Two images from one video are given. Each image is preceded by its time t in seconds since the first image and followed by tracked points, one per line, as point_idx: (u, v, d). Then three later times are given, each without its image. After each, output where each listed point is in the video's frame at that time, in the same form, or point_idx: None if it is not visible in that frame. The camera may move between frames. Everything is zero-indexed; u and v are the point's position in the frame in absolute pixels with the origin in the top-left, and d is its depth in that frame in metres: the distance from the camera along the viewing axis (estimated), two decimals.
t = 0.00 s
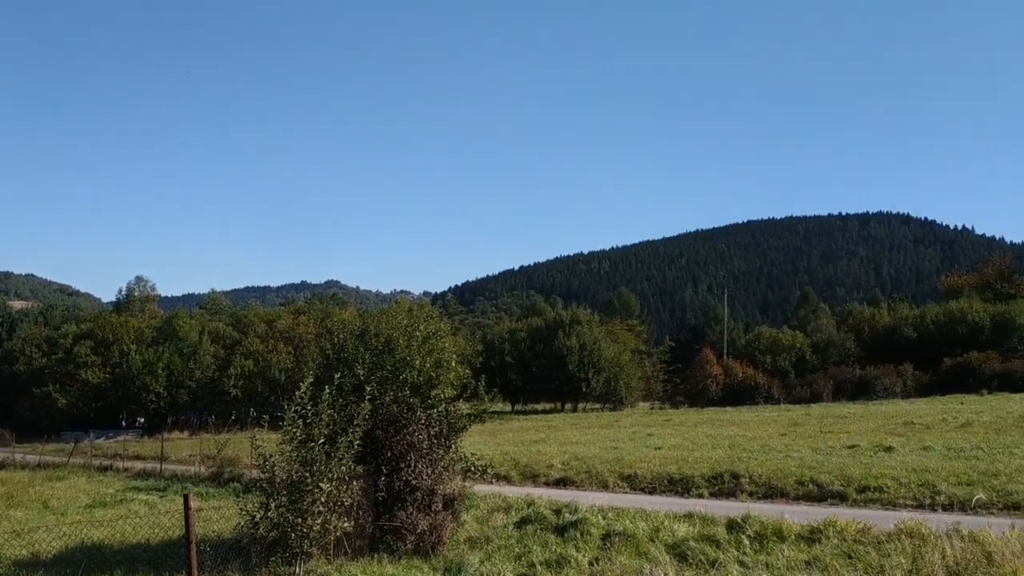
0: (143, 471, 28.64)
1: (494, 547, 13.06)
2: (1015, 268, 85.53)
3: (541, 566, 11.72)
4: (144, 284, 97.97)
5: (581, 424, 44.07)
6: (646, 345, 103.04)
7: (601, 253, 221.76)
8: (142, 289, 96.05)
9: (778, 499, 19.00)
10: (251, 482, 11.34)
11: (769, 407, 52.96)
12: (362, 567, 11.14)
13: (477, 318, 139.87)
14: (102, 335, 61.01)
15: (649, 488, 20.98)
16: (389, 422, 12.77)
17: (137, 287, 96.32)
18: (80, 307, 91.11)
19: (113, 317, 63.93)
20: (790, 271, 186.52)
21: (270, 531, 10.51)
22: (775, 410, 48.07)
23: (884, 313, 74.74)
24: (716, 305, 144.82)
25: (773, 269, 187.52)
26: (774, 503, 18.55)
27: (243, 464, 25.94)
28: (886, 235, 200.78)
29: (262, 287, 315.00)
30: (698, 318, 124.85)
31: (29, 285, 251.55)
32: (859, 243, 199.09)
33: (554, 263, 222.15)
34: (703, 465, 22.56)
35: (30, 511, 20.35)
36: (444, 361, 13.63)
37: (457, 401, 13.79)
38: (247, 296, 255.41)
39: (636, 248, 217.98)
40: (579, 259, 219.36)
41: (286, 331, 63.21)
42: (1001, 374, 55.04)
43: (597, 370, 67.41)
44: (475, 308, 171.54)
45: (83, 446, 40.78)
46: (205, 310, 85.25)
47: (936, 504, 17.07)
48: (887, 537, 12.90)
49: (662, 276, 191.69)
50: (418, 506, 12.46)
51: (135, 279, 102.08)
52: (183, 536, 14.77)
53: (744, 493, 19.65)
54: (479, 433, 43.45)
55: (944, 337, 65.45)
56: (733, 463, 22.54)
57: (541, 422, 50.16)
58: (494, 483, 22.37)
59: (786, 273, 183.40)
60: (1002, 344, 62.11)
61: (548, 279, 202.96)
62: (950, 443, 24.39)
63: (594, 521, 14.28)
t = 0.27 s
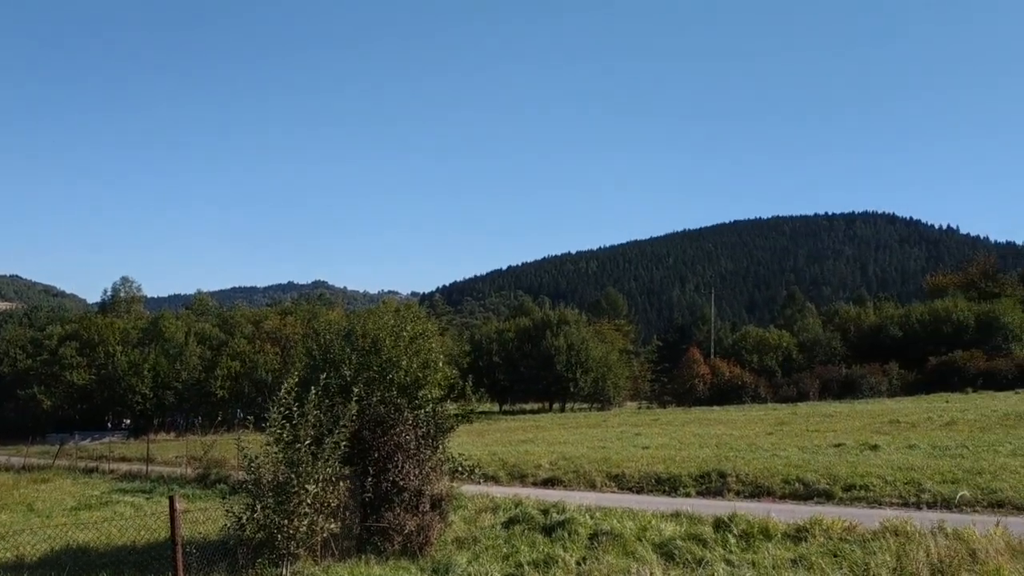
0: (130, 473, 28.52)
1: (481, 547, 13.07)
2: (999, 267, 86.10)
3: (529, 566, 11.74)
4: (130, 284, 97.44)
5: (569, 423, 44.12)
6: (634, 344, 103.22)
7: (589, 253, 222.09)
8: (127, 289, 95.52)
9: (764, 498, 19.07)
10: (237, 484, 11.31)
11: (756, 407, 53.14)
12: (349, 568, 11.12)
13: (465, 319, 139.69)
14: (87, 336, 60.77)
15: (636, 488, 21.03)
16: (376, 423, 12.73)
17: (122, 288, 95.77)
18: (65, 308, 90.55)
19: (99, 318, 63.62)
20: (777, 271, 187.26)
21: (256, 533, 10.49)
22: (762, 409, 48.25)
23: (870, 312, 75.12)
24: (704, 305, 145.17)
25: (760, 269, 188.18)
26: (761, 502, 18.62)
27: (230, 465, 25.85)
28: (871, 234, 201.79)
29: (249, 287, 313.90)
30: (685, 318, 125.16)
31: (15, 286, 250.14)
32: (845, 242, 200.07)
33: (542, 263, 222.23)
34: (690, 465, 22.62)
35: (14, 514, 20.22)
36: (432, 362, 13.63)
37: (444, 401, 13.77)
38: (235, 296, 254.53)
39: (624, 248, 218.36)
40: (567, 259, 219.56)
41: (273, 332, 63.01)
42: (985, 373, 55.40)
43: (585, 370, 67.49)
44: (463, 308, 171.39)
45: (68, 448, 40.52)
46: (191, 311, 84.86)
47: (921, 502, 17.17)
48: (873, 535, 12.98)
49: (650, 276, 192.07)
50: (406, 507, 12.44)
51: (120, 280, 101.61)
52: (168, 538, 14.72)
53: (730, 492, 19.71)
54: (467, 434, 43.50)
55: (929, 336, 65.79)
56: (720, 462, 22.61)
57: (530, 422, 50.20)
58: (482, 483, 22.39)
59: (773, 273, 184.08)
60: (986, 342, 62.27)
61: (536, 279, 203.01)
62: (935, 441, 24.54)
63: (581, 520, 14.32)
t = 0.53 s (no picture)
0: (117, 475, 28.39)
1: (470, 547, 13.07)
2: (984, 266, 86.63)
3: (518, 566, 11.74)
4: (117, 286, 96.90)
5: (558, 423, 44.16)
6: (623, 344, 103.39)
7: (578, 253, 222.34)
8: (114, 291, 95.07)
9: (752, 497, 19.14)
10: (224, 485, 11.29)
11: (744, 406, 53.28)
12: (337, 569, 11.10)
13: (454, 319, 139.55)
14: (74, 338, 60.62)
15: (625, 487, 21.07)
16: (364, 424, 12.73)
17: (109, 289, 95.31)
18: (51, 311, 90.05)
19: (86, 320, 63.42)
20: (765, 270, 187.89)
21: (244, 534, 10.47)
22: (750, 407, 48.42)
23: (857, 311, 75.46)
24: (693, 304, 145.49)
25: (749, 268, 188.78)
26: (749, 500, 18.68)
27: (218, 467, 25.78)
28: (859, 233, 202.72)
29: (237, 288, 312.66)
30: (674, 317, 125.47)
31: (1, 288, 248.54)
32: (832, 241, 200.94)
33: (531, 263, 222.25)
34: (678, 463, 22.67)
35: None
36: (420, 362, 13.63)
37: (432, 402, 13.77)
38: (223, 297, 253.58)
39: (613, 248, 218.68)
40: (556, 259, 219.61)
41: (261, 333, 62.80)
42: (971, 371, 55.74)
43: (574, 370, 67.57)
44: (452, 308, 171.24)
45: (54, 452, 40.28)
46: (178, 312, 84.50)
47: (908, 500, 17.26)
48: (859, 533, 13.04)
49: (639, 276, 192.39)
50: (394, 507, 12.42)
51: (107, 281, 101.15)
52: (155, 541, 14.67)
53: (719, 490, 19.77)
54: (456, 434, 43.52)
55: (916, 334, 66.13)
56: (708, 461, 22.66)
57: (519, 422, 50.24)
58: (470, 483, 22.39)
59: (761, 273, 184.69)
60: (972, 340, 62.58)
61: (525, 279, 203.04)
62: (922, 439, 24.68)
63: (570, 520, 14.33)
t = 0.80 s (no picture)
0: (103, 478, 28.27)
1: (458, 548, 13.07)
2: (970, 264, 87.26)
3: (506, 566, 11.76)
4: (103, 288, 96.38)
5: (546, 423, 44.23)
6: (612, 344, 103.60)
7: (566, 253, 222.57)
8: (100, 293, 94.59)
9: (740, 496, 19.22)
10: (210, 487, 11.27)
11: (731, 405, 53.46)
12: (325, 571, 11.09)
13: (443, 320, 139.46)
14: (60, 340, 60.56)
15: (614, 487, 21.12)
16: (352, 425, 12.72)
17: (95, 291, 94.83)
18: (36, 313, 89.54)
19: (72, 322, 63.19)
20: (753, 269, 188.55)
21: (231, 537, 10.46)
22: (738, 406, 48.63)
23: (844, 310, 75.85)
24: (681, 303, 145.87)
25: (736, 267, 189.41)
26: (737, 499, 18.76)
27: (205, 469, 25.69)
28: (845, 233, 203.71)
29: (224, 290, 311.57)
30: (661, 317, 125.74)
31: None
32: (819, 241, 201.88)
33: (520, 263, 222.30)
34: (667, 463, 22.74)
35: None
36: (407, 363, 13.61)
37: (420, 402, 13.76)
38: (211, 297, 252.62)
39: (601, 247, 219.02)
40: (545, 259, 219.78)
41: (248, 335, 62.60)
42: (956, 370, 56.12)
43: (563, 370, 67.65)
44: (441, 309, 171.10)
45: (40, 454, 40.05)
46: (165, 314, 84.16)
47: (894, 498, 17.38)
48: (846, 531, 13.11)
49: (627, 276, 192.76)
50: (382, 509, 12.40)
51: (93, 282, 100.70)
52: (142, 543, 14.61)
53: (706, 489, 19.85)
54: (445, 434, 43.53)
55: (902, 333, 66.49)
56: (696, 460, 22.75)
57: (507, 422, 50.28)
58: (459, 484, 22.39)
59: (749, 272, 185.32)
60: (958, 339, 62.96)
61: (513, 279, 203.07)
62: (908, 437, 24.83)
63: (558, 520, 14.35)
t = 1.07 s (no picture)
0: (88, 478, 28.10)
1: (446, 547, 13.06)
2: (954, 264, 87.86)
3: (493, 565, 11.75)
4: (87, 287, 95.78)
5: (533, 422, 44.28)
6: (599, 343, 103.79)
7: (553, 252, 222.78)
8: (85, 292, 93.97)
9: (726, 494, 19.29)
10: (196, 488, 11.22)
11: (718, 404, 53.61)
12: (312, 571, 11.05)
13: (430, 319, 139.24)
14: (43, 340, 60.18)
15: (601, 485, 21.16)
16: (338, 425, 12.69)
17: (79, 290, 94.21)
18: (20, 312, 88.87)
19: (56, 321, 62.76)
20: (739, 269, 189.24)
21: (217, 537, 10.42)
22: (724, 405, 48.77)
23: (830, 309, 76.22)
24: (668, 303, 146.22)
25: (723, 267, 190.04)
26: (723, 497, 18.83)
27: (191, 469, 25.58)
28: (831, 233, 204.78)
29: (210, 289, 310.12)
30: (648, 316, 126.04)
31: None
32: (805, 240, 202.89)
33: (507, 263, 222.30)
34: (653, 462, 22.79)
35: None
36: (394, 362, 13.57)
37: (407, 401, 13.73)
38: (198, 297, 251.38)
39: (588, 247, 219.31)
40: (532, 259, 219.84)
41: (234, 334, 62.32)
42: (941, 368, 56.48)
43: (550, 369, 67.70)
44: (428, 308, 170.85)
45: (24, 455, 39.75)
46: (150, 313, 83.70)
47: (879, 496, 17.48)
48: (831, 529, 13.19)
49: (614, 275, 193.09)
50: (369, 509, 12.37)
51: (78, 282, 100.08)
52: (127, 544, 14.53)
53: (693, 488, 19.91)
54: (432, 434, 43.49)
55: (888, 332, 66.87)
56: (683, 459, 22.81)
57: (495, 421, 50.28)
58: (446, 483, 22.37)
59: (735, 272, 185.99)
60: (942, 337, 63.38)
61: (501, 278, 203.02)
62: (893, 435, 24.98)
63: (546, 519, 14.37)
